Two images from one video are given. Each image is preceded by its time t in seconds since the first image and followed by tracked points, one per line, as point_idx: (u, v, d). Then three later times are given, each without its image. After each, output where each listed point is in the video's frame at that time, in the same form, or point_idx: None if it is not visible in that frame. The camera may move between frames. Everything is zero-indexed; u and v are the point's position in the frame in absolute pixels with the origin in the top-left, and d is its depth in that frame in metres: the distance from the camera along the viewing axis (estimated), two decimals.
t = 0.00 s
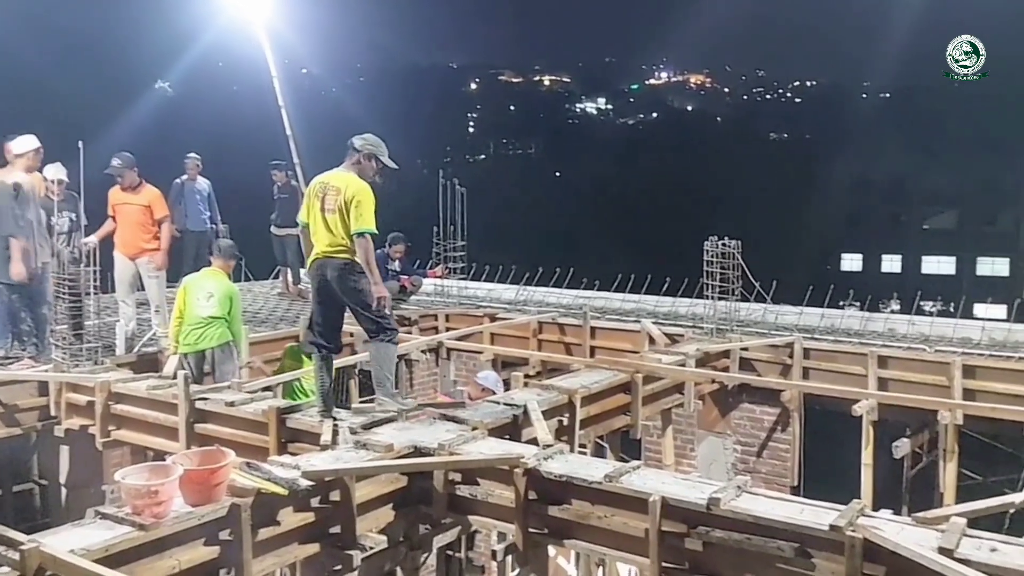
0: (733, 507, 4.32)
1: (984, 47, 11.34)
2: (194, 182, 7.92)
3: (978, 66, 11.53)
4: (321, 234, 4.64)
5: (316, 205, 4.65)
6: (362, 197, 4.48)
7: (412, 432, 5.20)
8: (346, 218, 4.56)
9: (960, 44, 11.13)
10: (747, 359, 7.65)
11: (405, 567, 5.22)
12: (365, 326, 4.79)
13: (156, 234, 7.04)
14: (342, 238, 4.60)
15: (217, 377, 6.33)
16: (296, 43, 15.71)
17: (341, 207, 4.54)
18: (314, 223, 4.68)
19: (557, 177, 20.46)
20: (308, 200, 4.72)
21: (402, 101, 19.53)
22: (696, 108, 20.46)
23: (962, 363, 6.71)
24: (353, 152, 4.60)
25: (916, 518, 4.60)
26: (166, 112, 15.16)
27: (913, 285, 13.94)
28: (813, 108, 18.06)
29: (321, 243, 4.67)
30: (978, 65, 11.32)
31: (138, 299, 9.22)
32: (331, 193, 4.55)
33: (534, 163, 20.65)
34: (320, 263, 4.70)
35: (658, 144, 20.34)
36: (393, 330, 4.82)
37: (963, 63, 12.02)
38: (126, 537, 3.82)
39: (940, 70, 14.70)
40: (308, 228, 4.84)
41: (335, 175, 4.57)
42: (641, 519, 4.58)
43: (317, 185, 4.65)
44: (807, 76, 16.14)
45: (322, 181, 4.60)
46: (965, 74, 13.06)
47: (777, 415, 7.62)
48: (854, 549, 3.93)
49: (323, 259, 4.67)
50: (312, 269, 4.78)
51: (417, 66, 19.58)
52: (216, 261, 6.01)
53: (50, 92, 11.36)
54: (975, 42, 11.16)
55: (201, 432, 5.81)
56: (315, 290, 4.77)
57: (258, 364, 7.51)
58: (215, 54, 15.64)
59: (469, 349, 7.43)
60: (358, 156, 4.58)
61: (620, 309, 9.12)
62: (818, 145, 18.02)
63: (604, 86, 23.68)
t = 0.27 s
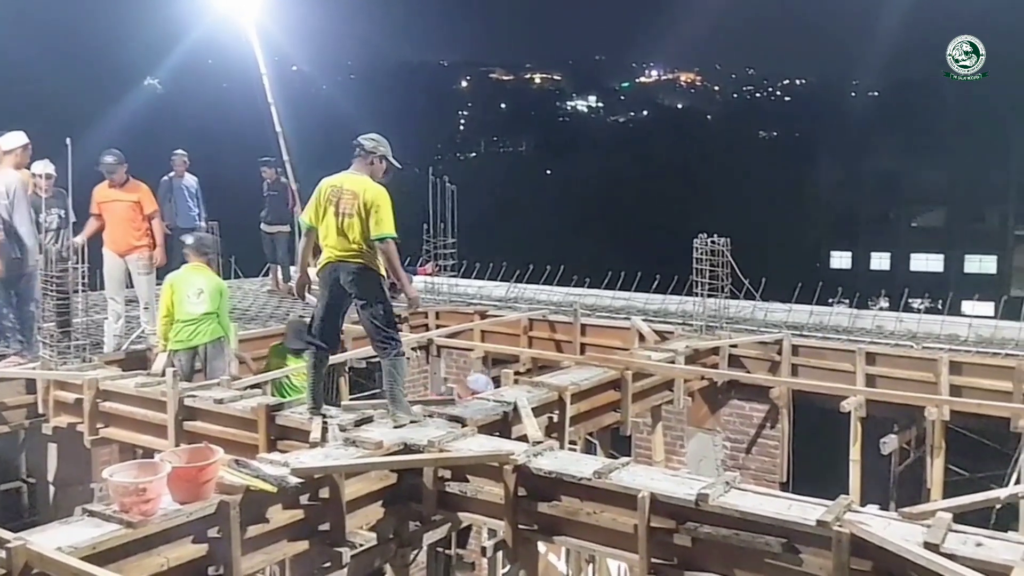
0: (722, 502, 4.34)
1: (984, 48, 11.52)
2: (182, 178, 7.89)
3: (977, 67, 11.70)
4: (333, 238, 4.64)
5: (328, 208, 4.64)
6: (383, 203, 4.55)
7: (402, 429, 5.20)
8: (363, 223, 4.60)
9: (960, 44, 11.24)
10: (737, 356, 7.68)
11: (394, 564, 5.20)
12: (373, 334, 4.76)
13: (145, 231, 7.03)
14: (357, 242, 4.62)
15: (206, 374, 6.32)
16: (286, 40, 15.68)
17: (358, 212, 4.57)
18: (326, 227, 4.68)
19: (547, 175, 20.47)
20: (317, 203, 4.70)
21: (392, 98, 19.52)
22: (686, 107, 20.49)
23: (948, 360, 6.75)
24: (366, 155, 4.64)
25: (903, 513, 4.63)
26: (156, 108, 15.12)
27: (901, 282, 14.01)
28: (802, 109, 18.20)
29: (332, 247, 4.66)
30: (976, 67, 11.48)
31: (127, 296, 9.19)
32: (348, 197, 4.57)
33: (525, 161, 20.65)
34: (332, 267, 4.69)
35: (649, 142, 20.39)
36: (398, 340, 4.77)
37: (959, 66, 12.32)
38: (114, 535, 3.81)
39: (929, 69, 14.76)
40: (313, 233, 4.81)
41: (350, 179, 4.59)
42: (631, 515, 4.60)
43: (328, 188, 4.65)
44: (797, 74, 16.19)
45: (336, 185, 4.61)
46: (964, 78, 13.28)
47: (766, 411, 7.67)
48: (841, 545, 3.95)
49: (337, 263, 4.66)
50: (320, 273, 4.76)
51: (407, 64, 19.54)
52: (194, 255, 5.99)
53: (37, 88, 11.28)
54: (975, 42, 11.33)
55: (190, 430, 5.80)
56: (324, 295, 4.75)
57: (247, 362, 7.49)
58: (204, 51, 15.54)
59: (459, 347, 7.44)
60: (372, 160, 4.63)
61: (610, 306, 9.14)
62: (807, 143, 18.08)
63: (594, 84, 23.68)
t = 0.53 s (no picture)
0: (710, 498, 4.36)
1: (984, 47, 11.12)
2: (169, 175, 7.89)
3: (977, 67, 11.32)
4: (349, 236, 4.70)
5: (344, 206, 4.71)
6: (404, 203, 4.69)
7: (391, 427, 5.20)
8: (382, 222, 4.71)
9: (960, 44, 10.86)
10: (725, 353, 7.71)
11: (384, 561, 5.20)
12: (381, 332, 4.84)
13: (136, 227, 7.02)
14: (374, 241, 4.71)
15: (194, 372, 6.30)
16: (274, 36, 15.57)
17: (378, 211, 4.68)
18: (341, 225, 4.74)
19: (538, 172, 20.46)
20: (331, 201, 4.76)
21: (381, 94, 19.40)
22: (678, 105, 20.57)
23: (935, 357, 6.79)
24: (382, 155, 4.75)
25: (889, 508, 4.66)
26: (142, 104, 14.98)
27: (889, 279, 14.06)
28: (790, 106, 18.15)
29: (347, 244, 4.73)
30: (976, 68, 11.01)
31: (115, 294, 9.14)
32: (367, 196, 4.66)
33: (515, 158, 20.57)
34: (345, 264, 4.75)
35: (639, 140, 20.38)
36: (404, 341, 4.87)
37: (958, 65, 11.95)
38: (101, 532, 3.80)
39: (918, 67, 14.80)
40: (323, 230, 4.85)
41: (369, 177, 4.68)
42: (619, 511, 4.61)
43: (343, 186, 4.71)
44: (786, 72, 16.22)
45: (354, 182, 4.68)
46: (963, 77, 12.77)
47: (755, 408, 7.72)
48: (828, 540, 3.98)
49: (349, 261, 4.73)
50: (330, 270, 4.80)
51: (397, 61, 19.51)
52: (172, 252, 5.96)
53: (25, 84, 11.20)
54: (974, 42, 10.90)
55: (178, 427, 5.79)
56: (334, 292, 4.79)
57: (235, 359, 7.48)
58: (193, 47, 15.44)
59: (449, 344, 7.44)
60: (388, 160, 4.76)
61: (599, 303, 9.15)
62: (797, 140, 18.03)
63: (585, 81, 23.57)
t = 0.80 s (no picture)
0: (699, 494, 4.38)
1: (984, 48, 11.30)
2: (157, 173, 7.87)
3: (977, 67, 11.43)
4: (358, 230, 4.75)
5: (353, 200, 4.75)
6: (414, 198, 4.77)
7: (381, 425, 5.20)
8: (392, 218, 4.78)
9: (961, 44, 11.02)
10: (716, 350, 7.73)
11: (374, 559, 5.19)
12: (382, 330, 4.91)
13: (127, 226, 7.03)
14: (383, 236, 4.78)
15: (184, 369, 6.29)
16: (266, 34, 15.55)
17: (388, 206, 4.74)
18: (349, 219, 4.78)
19: (529, 170, 20.45)
20: (338, 195, 4.78)
21: (372, 92, 19.38)
22: (668, 103, 20.60)
23: (923, 354, 6.83)
24: (388, 149, 4.80)
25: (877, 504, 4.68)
26: (134, 101, 14.94)
27: (879, 276, 14.09)
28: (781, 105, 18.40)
29: (355, 239, 4.77)
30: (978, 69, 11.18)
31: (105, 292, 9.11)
32: (377, 191, 4.71)
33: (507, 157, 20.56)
34: (353, 258, 4.81)
35: (630, 138, 20.42)
36: (401, 339, 4.97)
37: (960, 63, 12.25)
38: (90, 530, 3.79)
39: (907, 66, 14.86)
40: (328, 223, 4.88)
41: (378, 172, 4.72)
42: (609, 508, 4.62)
43: (351, 180, 4.74)
44: (778, 70, 16.26)
45: (363, 177, 4.71)
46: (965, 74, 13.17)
47: (744, 405, 7.74)
48: (817, 535, 4.00)
49: (355, 255, 4.80)
50: (335, 263, 4.87)
51: (389, 59, 19.48)
52: (152, 249, 5.91)
53: (14, 82, 11.14)
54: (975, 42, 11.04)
55: (168, 426, 5.78)
56: (338, 286, 4.86)
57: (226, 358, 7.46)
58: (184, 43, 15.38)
59: (440, 342, 7.44)
60: (394, 154, 4.81)
61: (590, 301, 9.15)
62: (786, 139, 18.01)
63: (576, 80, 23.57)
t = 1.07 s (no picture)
0: (687, 490, 4.39)
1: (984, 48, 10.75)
2: (143, 169, 7.81)
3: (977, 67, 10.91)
4: (357, 225, 4.75)
5: (351, 193, 4.72)
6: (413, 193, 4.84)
7: (369, 422, 5.19)
8: (391, 213, 4.83)
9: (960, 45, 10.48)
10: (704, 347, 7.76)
11: (362, 556, 5.19)
12: (376, 325, 4.95)
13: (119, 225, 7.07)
14: (382, 230, 4.82)
15: (171, 367, 6.28)
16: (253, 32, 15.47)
17: (387, 200, 4.79)
18: (346, 212, 4.76)
19: (519, 169, 20.45)
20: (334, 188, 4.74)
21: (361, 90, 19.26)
22: (656, 101, 20.60)
23: (910, 350, 6.86)
24: (384, 142, 4.81)
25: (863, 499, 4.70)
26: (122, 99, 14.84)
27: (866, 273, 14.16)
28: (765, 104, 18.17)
29: (353, 232, 4.77)
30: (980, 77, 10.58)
31: (92, 290, 9.07)
32: (377, 185, 4.74)
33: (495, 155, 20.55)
34: (350, 252, 4.81)
35: (619, 136, 20.44)
36: (393, 334, 5.02)
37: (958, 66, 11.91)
38: (76, 528, 3.77)
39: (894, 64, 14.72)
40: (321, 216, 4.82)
41: (377, 166, 4.75)
42: (597, 504, 4.64)
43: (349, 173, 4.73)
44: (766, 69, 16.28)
45: (362, 171, 4.72)
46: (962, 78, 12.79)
47: (732, 402, 7.76)
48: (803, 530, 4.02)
49: (354, 248, 4.80)
50: (331, 256, 4.86)
51: (377, 57, 19.43)
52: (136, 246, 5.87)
53: None
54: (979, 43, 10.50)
55: (155, 423, 5.76)
56: (336, 279, 4.87)
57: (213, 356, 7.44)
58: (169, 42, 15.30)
59: (428, 340, 7.43)
60: (390, 148, 4.83)
61: (579, 298, 9.17)
62: (773, 135, 18.01)
63: (566, 78, 23.55)
